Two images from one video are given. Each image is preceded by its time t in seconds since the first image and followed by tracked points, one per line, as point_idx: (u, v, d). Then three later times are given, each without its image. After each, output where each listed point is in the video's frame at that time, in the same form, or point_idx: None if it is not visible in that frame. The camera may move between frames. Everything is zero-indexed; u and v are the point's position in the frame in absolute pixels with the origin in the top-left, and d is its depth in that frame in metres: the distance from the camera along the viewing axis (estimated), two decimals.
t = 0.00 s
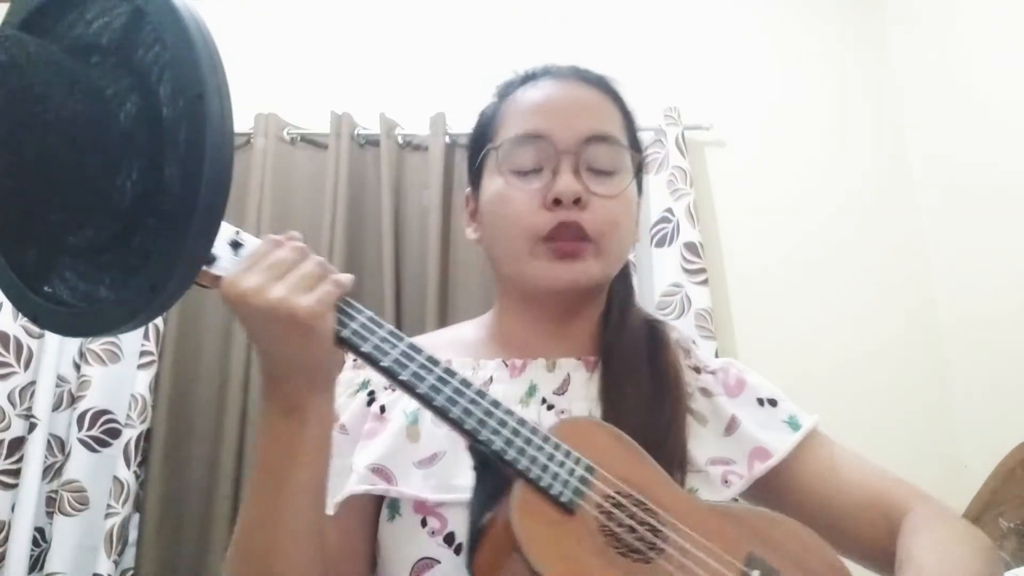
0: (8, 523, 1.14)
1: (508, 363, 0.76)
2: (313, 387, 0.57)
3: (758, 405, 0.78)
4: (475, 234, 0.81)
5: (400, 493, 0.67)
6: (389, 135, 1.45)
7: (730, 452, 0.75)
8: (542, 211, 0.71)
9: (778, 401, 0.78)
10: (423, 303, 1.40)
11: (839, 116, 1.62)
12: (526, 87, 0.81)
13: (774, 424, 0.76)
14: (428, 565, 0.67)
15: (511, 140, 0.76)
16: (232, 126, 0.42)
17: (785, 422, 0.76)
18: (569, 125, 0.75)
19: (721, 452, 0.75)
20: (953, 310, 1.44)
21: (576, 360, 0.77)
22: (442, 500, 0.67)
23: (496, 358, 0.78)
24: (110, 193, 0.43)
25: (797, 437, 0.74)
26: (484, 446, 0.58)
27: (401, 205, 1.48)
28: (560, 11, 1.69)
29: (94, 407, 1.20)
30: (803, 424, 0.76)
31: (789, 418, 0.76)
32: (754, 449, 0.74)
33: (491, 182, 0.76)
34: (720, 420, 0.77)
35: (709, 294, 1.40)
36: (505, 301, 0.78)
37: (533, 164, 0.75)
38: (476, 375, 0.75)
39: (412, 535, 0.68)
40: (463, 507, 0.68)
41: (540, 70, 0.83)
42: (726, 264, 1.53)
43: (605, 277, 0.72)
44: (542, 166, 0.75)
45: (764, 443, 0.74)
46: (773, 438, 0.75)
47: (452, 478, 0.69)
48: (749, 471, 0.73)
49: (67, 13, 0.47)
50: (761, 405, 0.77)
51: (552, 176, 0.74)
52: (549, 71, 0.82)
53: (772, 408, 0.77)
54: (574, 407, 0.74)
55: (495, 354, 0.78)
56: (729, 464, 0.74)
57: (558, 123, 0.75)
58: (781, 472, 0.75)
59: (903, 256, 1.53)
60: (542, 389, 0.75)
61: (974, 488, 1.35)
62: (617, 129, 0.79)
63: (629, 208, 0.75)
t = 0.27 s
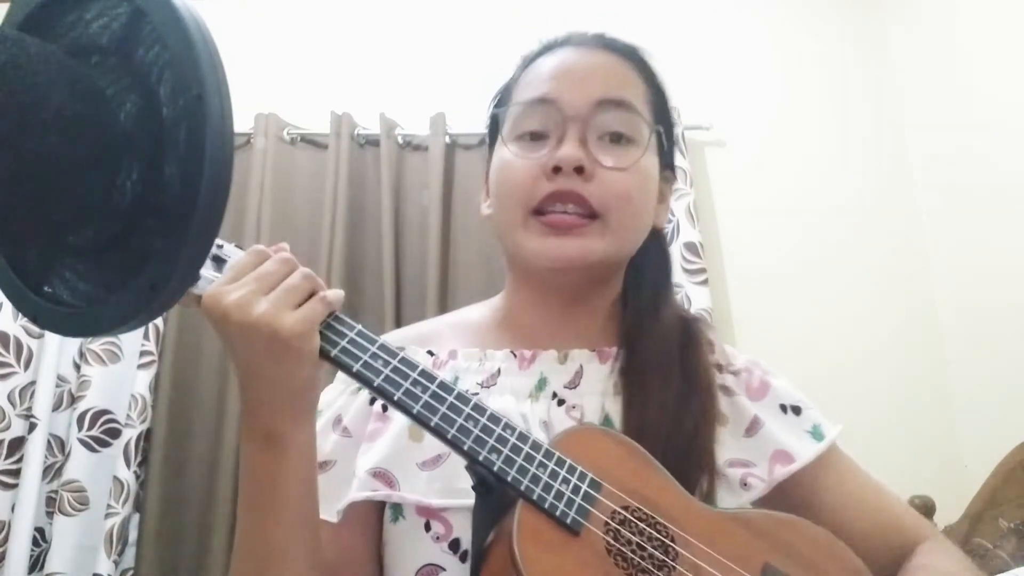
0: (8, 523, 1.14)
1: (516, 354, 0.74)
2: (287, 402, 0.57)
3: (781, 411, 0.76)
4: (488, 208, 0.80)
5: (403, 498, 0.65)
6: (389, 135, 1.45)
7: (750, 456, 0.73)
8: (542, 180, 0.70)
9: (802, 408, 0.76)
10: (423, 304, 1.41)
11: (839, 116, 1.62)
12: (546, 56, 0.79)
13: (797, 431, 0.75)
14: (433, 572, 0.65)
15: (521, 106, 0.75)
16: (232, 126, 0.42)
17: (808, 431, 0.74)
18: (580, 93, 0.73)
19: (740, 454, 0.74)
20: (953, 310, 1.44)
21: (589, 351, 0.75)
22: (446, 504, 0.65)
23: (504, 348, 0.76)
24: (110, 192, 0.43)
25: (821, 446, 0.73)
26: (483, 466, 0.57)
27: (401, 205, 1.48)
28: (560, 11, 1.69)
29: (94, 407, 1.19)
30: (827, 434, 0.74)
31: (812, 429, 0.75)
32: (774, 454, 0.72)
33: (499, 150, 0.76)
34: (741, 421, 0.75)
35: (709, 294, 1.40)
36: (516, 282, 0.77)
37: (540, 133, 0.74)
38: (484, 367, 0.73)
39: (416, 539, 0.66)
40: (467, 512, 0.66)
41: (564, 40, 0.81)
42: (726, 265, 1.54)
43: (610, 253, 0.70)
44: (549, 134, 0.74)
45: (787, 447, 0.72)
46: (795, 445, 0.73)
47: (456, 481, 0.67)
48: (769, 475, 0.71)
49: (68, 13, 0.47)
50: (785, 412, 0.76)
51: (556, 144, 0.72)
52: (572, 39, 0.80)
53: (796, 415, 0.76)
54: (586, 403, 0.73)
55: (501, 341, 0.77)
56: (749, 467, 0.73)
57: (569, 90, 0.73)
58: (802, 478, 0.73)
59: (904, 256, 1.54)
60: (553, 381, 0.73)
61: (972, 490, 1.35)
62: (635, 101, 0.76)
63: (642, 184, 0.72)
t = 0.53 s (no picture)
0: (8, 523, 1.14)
1: (526, 350, 0.73)
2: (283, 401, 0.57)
3: (793, 393, 0.74)
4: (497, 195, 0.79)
5: (410, 500, 0.64)
6: (389, 135, 1.45)
7: (761, 447, 0.72)
8: (554, 174, 0.68)
9: (814, 387, 0.74)
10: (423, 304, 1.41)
11: (839, 116, 1.62)
12: (563, 36, 0.76)
13: (810, 415, 0.72)
14: None
15: (535, 91, 0.73)
16: (232, 126, 0.42)
17: (822, 412, 0.72)
18: (597, 81, 0.71)
19: (755, 446, 0.73)
20: (954, 310, 1.44)
21: (598, 347, 0.74)
22: (454, 506, 0.64)
23: (512, 344, 0.75)
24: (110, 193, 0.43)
25: (837, 429, 0.70)
26: (487, 467, 0.58)
27: (401, 205, 1.48)
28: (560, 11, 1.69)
29: (94, 407, 1.19)
30: (842, 414, 0.71)
31: (826, 409, 0.72)
32: (786, 446, 0.70)
33: (512, 136, 0.74)
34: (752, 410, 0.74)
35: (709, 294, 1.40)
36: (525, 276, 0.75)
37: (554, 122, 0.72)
38: (493, 363, 0.72)
39: (423, 541, 0.65)
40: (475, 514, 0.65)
41: (582, 19, 0.78)
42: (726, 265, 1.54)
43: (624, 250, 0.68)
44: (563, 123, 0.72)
45: (798, 438, 0.70)
46: (808, 431, 0.71)
47: (464, 483, 0.66)
48: (782, 469, 0.70)
49: (68, 13, 0.47)
50: (797, 394, 0.74)
51: (570, 135, 0.71)
52: (591, 19, 0.77)
53: (808, 395, 0.73)
54: (597, 401, 0.71)
55: (509, 338, 0.76)
56: (762, 461, 0.71)
57: (584, 78, 0.71)
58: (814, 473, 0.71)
59: (904, 256, 1.53)
60: (562, 378, 0.72)
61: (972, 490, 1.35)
62: (654, 90, 0.74)
63: (659, 178, 0.70)
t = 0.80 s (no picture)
0: (8, 523, 1.14)
1: (517, 354, 0.73)
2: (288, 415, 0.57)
3: (783, 393, 0.72)
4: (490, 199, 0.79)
5: (401, 507, 0.64)
6: (389, 135, 1.45)
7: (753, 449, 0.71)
8: (547, 182, 0.68)
9: (807, 388, 0.71)
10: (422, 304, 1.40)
11: (839, 116, 1.62)
12: (559, 41, 0.76)
13: (801, 416, 0.70)
14: None
15: (529, 96, 0.73)
16: (232, 125, 0.42)
17: (813, 413, 0.69)
18: (591, 88, 0.71)
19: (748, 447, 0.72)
20: (954, 310, 1.44)
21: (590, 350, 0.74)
22: (445, 513, 0.64)
23: (505, 347, 0.75)
24: (109, 193, 0.43)
25: (827, 429, 0.68)
26: (488, 470, 0.57)
27: (401, 205, 1.48)
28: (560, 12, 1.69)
29: (94, 407, 1.19)
30: (834, 415, 0.69)
31: (818, 409, 0.69)
32: (776, 447, 0.69)
33: (505, 141, 0.74)
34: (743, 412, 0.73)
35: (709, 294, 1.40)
36: (518, 280, 0.75)
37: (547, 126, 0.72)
38: (484, 368, 0.72)
39: (415, 548, 0.64)
40: (466, 520, 0.65)
41: (578, 23, 0.78)
42: (726, 265, 1.54)
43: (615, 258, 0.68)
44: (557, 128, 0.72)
45: (789, 438, 0.68)
46: (798, 431, 0.69)
47: (456, 489, 0.65)
48: (774, 469, 0.68)
49: (67, 13, 0.47)
50: (787, 394, 0.72)
51: (564, 141, 0.70)
52: (587, 24, 0.77)
53: (801, 396, 0.71)
54: (588, 405, 0.71)
55: (502, 342, 0.76)
56: (754, 462, 0.71)
57: (579, 84, 0.71)
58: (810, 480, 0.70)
59: (903, 256, 1.53)
60: (553, 382, 0.72)
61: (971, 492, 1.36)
62: (649, 97, 0.74)
63: (651, 186, 0.70)
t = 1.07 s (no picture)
0: (8, 523, 1.14)
1: (516, 363, 0.73)
2: (288, 424, 0.57)
3: (781, 415, 0.74)
4: (489, 211, 0.79)
5: (398, 514, 0.64)
6: (389, 135, 1.45)
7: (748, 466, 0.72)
8: (547, 199, 0.68)
9: (803, 411, 0.74)
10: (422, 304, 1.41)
11: (839, 116, 1.62)
12: (557, 54, 0.75)
13: (797, 437, 0.72)
14: None
15: (527, 112, 0.73)
16: (232, 126, 0.42)
17: (808, 435, 0.72)
18: (590, 105, 0.71)
19: (743, 464, 0.73)
20: (954, 310, 1.44)
21: (589, 361, 0.74)
22: (441, 521, 0.64)
23: (504, 357, 0.75)
24: (110, 191, 0.43)
25: (820, 452, 0.70)
26: (488, 475, 0.58)
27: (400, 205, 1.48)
28: (560, 12, 1.69)
29: (94, 407, 1.19)
30: (829, 439, 0.71)
31: (813, 432, 0.72)
32: (771, 464, 0.71)
33: (503, 157, 0.74)
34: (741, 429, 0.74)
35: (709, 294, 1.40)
36: (519, 292, 0.75)
37: (546, 142, 0.72)
38: (483, 377, 0.72)
39: (410, 554, 0.64)
40: (463, 529, 0.65)
41: (575, 36, 0.77)
42: (726, 265, 1.53)
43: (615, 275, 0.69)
44: (556, 144, 0.72)
45: (784, 457, 0.70)
46: (792, 451, 0.71)
47: (452, 496, 0.66)
48: (768, 486, 0.70)
49: (67, 13, 0.47)
50: (784, 416, 0.74)
51: (564, 158, 0.70)
52: (585, 36, 0.76)
53: (797, 418, 0.73)
54: (586, 416, 0.71)
55: (501, 351, 0.76)
56: (747, 478, 0.72)
57: (577, 101, 0.71)
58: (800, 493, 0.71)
59: (903, 256, 1.53)
60: (552, 393, 0.72)
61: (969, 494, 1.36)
62: (647, 111, 0.74)
63: (650, 202, 0.71)
